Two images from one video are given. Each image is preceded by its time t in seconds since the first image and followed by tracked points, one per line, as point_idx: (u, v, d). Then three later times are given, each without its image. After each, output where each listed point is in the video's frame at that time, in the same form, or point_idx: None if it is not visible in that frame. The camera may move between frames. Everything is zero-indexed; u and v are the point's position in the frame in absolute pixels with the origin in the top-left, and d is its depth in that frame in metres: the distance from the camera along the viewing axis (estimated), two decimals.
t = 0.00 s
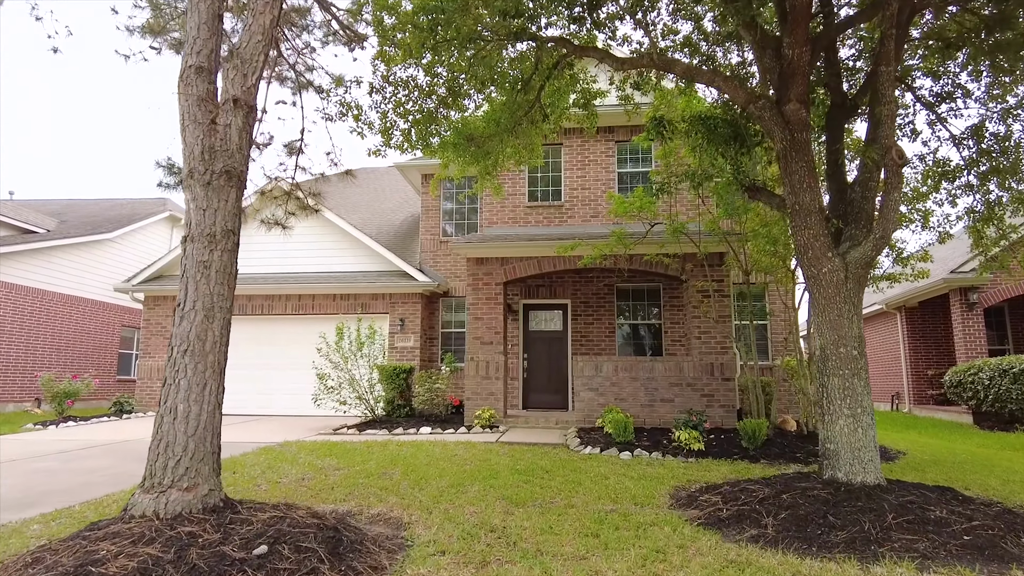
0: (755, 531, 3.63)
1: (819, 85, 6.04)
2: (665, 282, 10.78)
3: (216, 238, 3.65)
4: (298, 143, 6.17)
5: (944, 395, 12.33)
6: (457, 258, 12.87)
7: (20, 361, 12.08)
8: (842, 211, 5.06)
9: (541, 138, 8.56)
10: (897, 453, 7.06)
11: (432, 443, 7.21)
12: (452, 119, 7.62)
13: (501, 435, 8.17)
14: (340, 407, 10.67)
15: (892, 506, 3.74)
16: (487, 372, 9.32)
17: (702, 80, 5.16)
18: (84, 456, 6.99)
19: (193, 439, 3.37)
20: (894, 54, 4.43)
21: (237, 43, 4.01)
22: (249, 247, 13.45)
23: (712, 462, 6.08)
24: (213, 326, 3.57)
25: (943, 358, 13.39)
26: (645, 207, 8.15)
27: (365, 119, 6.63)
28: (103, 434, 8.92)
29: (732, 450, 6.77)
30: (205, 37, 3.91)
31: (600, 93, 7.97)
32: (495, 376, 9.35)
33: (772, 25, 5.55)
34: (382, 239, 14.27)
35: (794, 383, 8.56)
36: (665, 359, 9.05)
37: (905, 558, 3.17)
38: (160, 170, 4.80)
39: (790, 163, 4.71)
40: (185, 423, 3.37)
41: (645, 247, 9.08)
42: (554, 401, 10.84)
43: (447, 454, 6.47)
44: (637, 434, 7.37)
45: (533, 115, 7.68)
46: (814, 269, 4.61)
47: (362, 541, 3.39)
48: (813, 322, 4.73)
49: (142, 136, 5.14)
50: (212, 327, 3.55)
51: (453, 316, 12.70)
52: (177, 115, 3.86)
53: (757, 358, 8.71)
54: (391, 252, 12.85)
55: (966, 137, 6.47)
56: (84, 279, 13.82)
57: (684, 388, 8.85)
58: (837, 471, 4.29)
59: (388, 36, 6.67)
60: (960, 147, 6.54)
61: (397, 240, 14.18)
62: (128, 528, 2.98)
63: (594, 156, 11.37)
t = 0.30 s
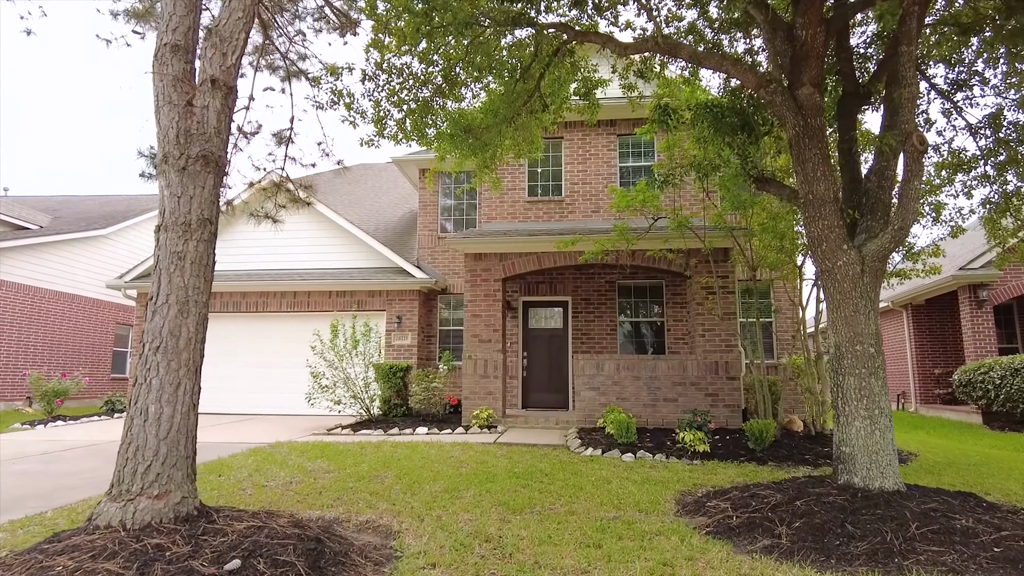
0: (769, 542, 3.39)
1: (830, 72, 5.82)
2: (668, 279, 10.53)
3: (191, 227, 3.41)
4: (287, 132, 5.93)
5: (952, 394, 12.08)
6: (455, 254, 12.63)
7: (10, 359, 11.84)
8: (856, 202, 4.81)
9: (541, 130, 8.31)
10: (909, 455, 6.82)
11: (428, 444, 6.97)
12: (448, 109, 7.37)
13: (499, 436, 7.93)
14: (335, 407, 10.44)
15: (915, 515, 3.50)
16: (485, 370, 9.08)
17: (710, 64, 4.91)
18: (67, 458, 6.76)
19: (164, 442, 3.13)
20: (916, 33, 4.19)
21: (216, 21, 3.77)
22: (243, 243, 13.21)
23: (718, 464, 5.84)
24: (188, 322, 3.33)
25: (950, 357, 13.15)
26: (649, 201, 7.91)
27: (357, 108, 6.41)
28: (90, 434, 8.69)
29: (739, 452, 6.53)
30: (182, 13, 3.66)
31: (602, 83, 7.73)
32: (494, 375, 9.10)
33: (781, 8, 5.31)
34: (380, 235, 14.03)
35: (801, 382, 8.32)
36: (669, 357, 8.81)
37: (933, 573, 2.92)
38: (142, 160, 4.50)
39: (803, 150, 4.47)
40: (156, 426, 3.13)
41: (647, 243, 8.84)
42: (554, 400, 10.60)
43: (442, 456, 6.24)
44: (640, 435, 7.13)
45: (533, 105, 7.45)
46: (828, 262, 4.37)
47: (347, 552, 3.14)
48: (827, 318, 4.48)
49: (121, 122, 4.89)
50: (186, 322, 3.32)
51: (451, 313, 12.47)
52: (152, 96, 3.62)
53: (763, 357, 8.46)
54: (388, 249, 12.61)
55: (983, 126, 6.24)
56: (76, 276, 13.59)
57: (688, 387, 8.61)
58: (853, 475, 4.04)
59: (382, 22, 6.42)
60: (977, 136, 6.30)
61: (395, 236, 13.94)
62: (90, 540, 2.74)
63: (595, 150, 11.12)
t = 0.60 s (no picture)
0: (781, 549, 3.16)
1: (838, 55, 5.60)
2: (669, 273, 10.29)
3: (159, 211, 3.15)
4: (273, 116, 5.69)
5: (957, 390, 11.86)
6: (452, 248, 12.39)
7: None
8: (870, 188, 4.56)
9: (539, 119, 8.04)
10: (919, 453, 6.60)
11: (421, 442, 6.74)
12: (442, 95, 7.13)
13: (496, 433, 7.70)
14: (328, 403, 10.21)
15: (937, 520, 3.27)
16: (481, 366, 8.83)
17: (715, 43, 4.66)
18: (47, 457, 6.51)
19: (128, 443, 2.89)
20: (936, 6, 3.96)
21: None
22: (235, 236, 12.96)
23: (722, 464, 5.62)
24: (155, 313, 3.08)
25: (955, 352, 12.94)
26: (649, 191, 7.67)
27: (346, 92, 6.21)
28: (75, 431, 8.44)
29: (744, 450, 6.31)
30: None
31: (602, 67, 7.47)
32: (491, 371, 8.86)
33: None
34: (375, 229, 13.79)
35: (806, 377, 8.08)
36: (670, 352, 8.58)
37: None
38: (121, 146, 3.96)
39: (815, 132, 4.22)
40: (119, 425, 2.89)
41: (647, 234, 8.59)
42: (552, 397, 10.37)
43: (435, 455, 6.01)
44: (640, 433, 6.90)
45: (530, 91, 7.19)
46: (840, 250, 4.13)
47: (326, 561, 2.90)
48: (840, 311, 4.23)
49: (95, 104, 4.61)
50: (153, 314, 3.07)
51: (448, 308, 12.23)
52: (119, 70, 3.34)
53: (767, 352, 8.22)
54: (383, 242, 12.37)
55: (998, 111, 5.99)
56: (66, 271, 13.32)
57: (689, 383, 8.38)
58: (868, 477, 3.81)
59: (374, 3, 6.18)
60: (991, 122, 6.05)
61: (390, 229, 13.70)
62: (41, 552, 2.51)
63: (595, 140, 10.87)
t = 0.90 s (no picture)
0: (797, 561, 2.91)
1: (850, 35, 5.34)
2: (670, 266, 10.03)
3: (119, 195, 2.88)
4: (256, 100, 5.44)
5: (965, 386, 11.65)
6: (449, 241, 12.13)
7: None
8: (886, 174, 4.31)
9: (536, 106, 7.75)
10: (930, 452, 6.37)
11: (415, 441, 6.49)
12: (436, 81, 6.86)
13: (492, 432, 7.46)
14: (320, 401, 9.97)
15: (965, 530, 3.02)
16: (477, 362, 8.58)
17: (722, 20, 4.38)
18: (23, 457, 6.25)
19: (82, 448, 2.63)
20: None
21: None
22: (226, 230, 12.68)
23: (728, 465, 5.38)
24: (115, 305, 2.80)
25: (961, 348, 12.73)
26: (651, 181, 7.41)
27: (335, 76, 5.97)
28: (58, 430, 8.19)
29: (749, 449, 6.07)
30: None
31: (602, 50, 7.19)
32: (487, 368, 8.59)
33: None
34: (371, 222, 13.53)
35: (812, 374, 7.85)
36: (672, 347, 8.33)
37: None
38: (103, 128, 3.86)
39: (830, 113, 3.95)
40: (72, 428, 2.63)
41: (648, 226, 8.33)
42: (550, 394, 10.14)
43: (428, 455, 5.76)
44: (642, 431, 6.66)
45: (527, 75, 6.90)
46: (857, 239, 3.87)
47: None
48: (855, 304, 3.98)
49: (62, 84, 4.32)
50: (113, 306, 2.79)
51: (444, 303, 11.97)
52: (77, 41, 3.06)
53: (772, 348, 7.98)
54: (378, 235, 12.10)
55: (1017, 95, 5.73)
56: (54, 265, 13.04)
57: (692, 380, 8.14)
58: (887, 481, 3.56)
59: None
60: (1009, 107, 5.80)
61: (386, 223, 13.44)
62: None
63: (595, 131, 10.61)
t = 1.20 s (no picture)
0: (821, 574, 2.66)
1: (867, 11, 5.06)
2: (674, 258, 9.77)
3: (76, 170, 2.60)
4: (240, 80, 5.16)
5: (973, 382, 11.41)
6: (446, 233, 11.86)
7: None
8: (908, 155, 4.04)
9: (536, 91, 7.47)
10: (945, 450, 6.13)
11: (409, 439, 6.25)
12: (432, 64, 6.59)
13: (490, 428, 7.21)
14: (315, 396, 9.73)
15: (1003, 539, 2.77)
16: (475, 356, 8.31)
17: None
18: None
19: (33, 451, 2.37)
20: None
21: None
22: (219, 222, 12.40)
23: (737, 464, 5.14)
24: (71, 293, 2.53)
25: (969, 343, 12.49)
26: (655, 168, 7.14)
27: (324, 56, 5.71)
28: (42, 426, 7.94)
29: (758, 448, 5.83)
30: None
31: (605, 31, 6.90)
32: (485, 362, 8.33)
33: None
34: (367, 214, 13.25)
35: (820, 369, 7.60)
36: (676, 341, 8.08)
37: None
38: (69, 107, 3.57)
39: (851, 89, 3.68)
40: (22, 429, 2.37)
41: (651, 216, 8.06)
42: (550, 389, 9.90)
43: (423, 453, 5.52)
44: (645, 429, 6.41)
45: (527, 56, 6.63)
46: (880, 224, 3.60)
47: None
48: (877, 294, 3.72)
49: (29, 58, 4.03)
50: (68, 294, 2.52)
51: (441, 296, 11.72)
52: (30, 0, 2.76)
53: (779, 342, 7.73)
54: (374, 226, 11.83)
55: None
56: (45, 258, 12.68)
57: (696, 375, 7.89)
58: (913, 484, 3.31)
59: None
60: None
61: (382, 214, 13.16)
62: None
63: (597, 119, 10.33)
